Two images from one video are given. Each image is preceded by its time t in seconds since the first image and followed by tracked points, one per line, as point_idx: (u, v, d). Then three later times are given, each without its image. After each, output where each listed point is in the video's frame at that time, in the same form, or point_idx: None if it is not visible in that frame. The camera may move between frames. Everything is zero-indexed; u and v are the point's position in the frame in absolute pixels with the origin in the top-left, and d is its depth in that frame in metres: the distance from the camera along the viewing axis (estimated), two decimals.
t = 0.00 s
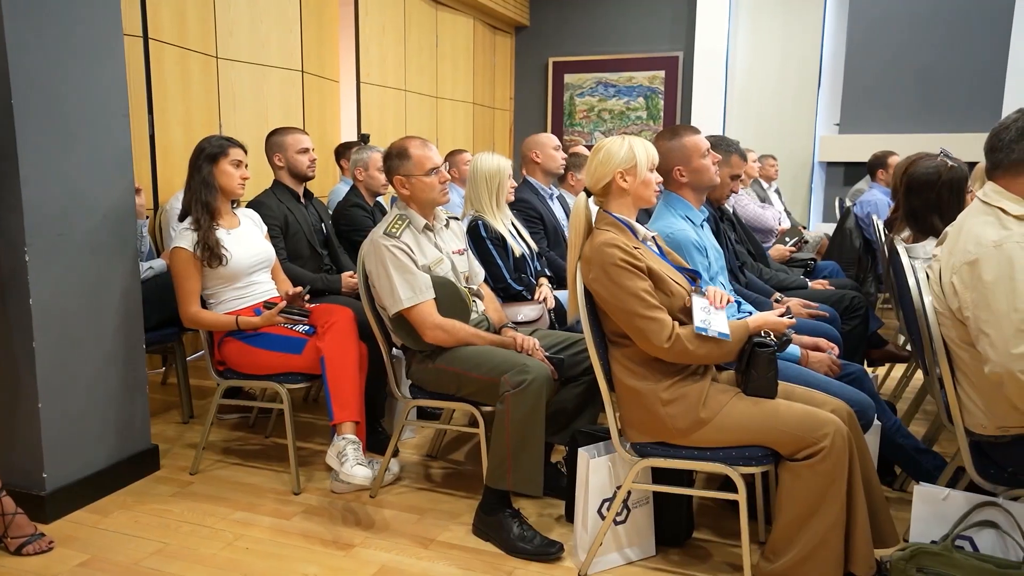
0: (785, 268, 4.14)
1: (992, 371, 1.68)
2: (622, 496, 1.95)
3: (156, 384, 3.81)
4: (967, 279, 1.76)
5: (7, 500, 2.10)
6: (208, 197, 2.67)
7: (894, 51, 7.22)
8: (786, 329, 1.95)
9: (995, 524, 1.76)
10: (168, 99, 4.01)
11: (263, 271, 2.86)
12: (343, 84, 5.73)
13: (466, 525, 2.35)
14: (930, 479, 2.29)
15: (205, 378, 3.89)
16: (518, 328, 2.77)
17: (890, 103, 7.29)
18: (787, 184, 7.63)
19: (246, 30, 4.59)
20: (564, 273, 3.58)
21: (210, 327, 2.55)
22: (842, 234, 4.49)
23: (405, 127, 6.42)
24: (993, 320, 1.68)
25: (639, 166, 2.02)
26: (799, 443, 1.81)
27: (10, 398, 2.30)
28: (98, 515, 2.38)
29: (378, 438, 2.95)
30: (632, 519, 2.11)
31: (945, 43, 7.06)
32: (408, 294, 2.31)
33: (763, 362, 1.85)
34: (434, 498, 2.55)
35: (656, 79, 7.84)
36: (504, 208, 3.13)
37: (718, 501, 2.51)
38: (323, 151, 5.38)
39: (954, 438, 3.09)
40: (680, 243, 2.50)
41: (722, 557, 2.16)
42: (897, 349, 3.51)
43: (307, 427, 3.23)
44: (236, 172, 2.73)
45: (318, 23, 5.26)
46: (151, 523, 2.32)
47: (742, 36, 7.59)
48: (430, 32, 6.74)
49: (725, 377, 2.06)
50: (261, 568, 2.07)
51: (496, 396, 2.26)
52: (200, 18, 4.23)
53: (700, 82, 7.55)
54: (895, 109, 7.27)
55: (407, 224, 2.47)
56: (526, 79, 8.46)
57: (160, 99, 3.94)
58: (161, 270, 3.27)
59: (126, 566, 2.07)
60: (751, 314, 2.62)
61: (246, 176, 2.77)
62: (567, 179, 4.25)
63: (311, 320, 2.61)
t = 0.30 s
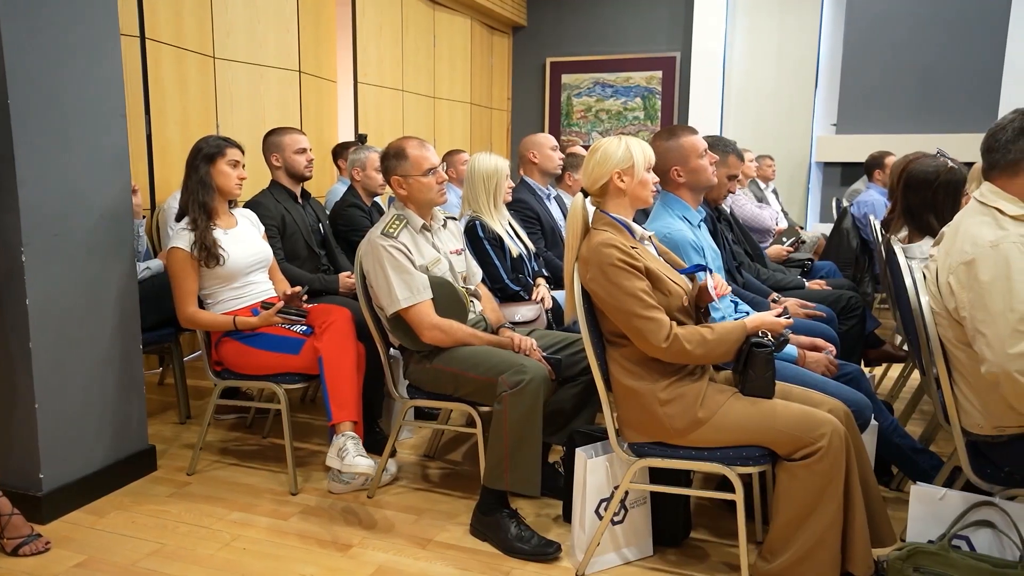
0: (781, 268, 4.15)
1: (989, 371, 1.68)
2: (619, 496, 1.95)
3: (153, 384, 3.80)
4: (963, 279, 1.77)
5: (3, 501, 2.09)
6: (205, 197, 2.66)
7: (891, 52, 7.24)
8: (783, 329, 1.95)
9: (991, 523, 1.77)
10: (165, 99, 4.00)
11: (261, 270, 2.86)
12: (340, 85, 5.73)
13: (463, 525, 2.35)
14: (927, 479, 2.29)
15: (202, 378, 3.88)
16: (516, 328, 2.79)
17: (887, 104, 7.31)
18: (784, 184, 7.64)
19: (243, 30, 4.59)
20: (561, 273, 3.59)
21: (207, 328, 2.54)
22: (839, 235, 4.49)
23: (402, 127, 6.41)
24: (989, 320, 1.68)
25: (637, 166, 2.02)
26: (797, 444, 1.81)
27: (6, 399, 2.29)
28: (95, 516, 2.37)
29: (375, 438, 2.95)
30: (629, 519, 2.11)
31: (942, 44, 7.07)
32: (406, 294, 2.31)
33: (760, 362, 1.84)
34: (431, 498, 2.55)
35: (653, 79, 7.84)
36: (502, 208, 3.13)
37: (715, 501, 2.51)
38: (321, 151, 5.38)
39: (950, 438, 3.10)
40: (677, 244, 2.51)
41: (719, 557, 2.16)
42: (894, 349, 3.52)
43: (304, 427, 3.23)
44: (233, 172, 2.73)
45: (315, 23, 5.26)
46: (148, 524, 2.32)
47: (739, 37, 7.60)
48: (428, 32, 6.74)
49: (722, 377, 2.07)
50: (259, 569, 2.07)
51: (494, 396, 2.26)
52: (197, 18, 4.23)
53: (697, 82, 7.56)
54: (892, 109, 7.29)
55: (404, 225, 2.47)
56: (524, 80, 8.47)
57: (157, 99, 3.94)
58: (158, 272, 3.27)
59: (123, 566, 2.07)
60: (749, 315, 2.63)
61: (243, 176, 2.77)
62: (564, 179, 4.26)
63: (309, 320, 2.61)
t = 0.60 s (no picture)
0: (779, 268, 4.15)
1: (986, 371, 1.69)
2: (617, 496, 1.95)
3: (150, 384, 3.80)
4: (960, 279, 1.77)
5: None
6: (202, 197, 2.66)
7: (888, 52, 7.26)
8: (781, 329, 1.95)
9: (988, 522, 1.77)
10: (162, 99, 3.99)
11: (258, 270, 2.85)
12: (338, 85, 5.73)
13: (461, 525, 2.35)
14: (923, 478, 2.30)
15: (199, 378, 3.88)
16: (513, 328, 2.78)
17: (884, 104, 7.32)
18: (782, 184, 7.65)
19: (240, 30, 4.58)
20: (559, 273, 3.59)
21: (204, 328, 2.54)
22: (836, 235, 4.50)
23: (400, 127, 6.41)
24: (985, 320, 1.69)
25: (634, 166, 2.02)
26: (795, 443, 1.81)
27: (3, 400, 2.29)
28: (92, 516, 2.37)
29: (373, 439, 2.95)
30: (626, 519, 2.12)
31: (938, 45, 7.09)
32: (403, 294, 2.31)
33: (758, 362, 1.85)
34: (429, 498, 2.55)
35: (651, 79, 7.85)
36: (499, 208, 3.13)
37: (712, 500, 2.51)
38: (318, 151, 5.37)
39: (947, 437, 3.10)
40: (674, 243, 2.51)
41: (717, 557, 2.16)
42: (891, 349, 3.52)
43: (302, 427, 3.22)
44: (231, 172, 2.72)
45: (312, 23, 5.25)
46: (145, 525, 2.31)
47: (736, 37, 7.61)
48: (425, 32, 6.74)
49: (719, 377, 2.07)
50: (256, 569, 2.06)
51: (491, 396, 2.26)
52: (194, 17, 4.22)
53: (694, 82, 7.56)
54: (889, 109, 7.30)
55: (402, 224, 2.47)
56: (521, 80, 8.47)
57: (153, 99, 3.93)
58: (155, 272, 3.23)
59: (120, 567, 2.06)
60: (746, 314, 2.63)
61: (240, 177, 2.76)
62: (562, 179, 4.26)
63: (306, 320, 2.60)
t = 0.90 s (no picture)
0: (776, 267, 4.15)
1: (982, 370, 1.69)
2: (614, 496, 1.95)
3: (147, 385, 3.79)
4: (955, 278, 1.77)
5: None
6: (198, 197, 2.66)
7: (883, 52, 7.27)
8: (777, 329, 1.96)
9: (984, 521, 1.77)
10: (158, 99, 3.98)
11: (254, 271, 2.85)
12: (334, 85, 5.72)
13: (458, 525, 2.35)
14: (920, 477, 2.30)
15: (196, 379, 3.87)
16: (510, 328, 2.77)
17: (879, 104, 7.33)
18: (779, 184, 7.66)
19: (237, 30, 4.57)
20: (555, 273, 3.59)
21: (201, 328, 2.54)
22: (832, 234, 4.50)
23: (396, 128, 6.41)
24: (982, 319, 1.69)
25: (631, 166, 2.03)
26: (791, 442, 1.82)
27: None
28: (88, 517, 2.36)
29: (370, 438, 2.95)
30: (624, 519, 2.12)
31: (934, 44, 7.10)
32: (400, 294, 2.31)
33: (754, 362, 1.85)
34: (426, 498, 2.55)
35: (648, 79, 7.85)
36: (496, 209, 3.13)
37: (709, 500, 2.52)
38: (315, 151, 5.36)
39: (943, 436, 3.11)
40: (671, 243, 2.51)
41: (714, 556, 2.17)
42: (887, 348, 3.53)
43: (299, 427, 3.22)
44: (227, 172, 2.72)
45: (309, 23, 5.24)
46: (142, 525, 2.31)
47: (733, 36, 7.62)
48: (422, 32, 6.73)
49: (716, 377, 2.07)
50: (253, 570, 2.06)
51: (488, 396, 2.26)
52: (190, 17, 4.21)
53: (691, 82, 7.57)
54: (885, 110, 7.32)
55: (398, 225, 2.47)
56: (518, 80, 8.47)
57: (149, 99, 3.92)
58: (151, 272, 3.21)
59: (116, 568, 2.06)
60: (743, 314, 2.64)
61: (237, 177, 2.76)
62: (559, 179, 4.25)
63: (303, 320, 2.59)
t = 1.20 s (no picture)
0: (772, 267, 4.16)
1: (977, 370, 1.69)
2: (611, 496, 1.95)
3: (143, 386, 3.78)
4: (951, 277, 1.77)
5: None
6: (196, 199, 2.65)
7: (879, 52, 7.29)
8: (772, 328, 1.94)
9: (979, 520, 1.78)
10: (154, 99, 3.97)
11: (251, 271, 2.85)
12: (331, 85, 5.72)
13: (455, 525, 2.35)
14: (916, 477, 2.30)
15: (192, 379, 3.86)
16: (507, 328, 2.78)
17: (875, 104, 7.35)
18: (775, 183, 7.66)
19: (233, 30, 4.57)
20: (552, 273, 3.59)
21: (197, 328, 2.53)
22: (829, 234, 4.50)
23: (393, 128, 6.41)
24: (977, 318, 1.69)
25: (628, 166, 2.03)
26: (787, 441, 1.82)
27: None
28: (84, 518, 2.36)
29: (368, 439, 2.95)
30: (621, 518, 2.12)
31: (929, 44, 7.12)
32: (397, 294, 2.31)
33: (750, 361, 1.85)
34: (423, 498, 2.55)
35: (644, 79, 7.86)
36: (493, 208, 3.13)
37: (706, 499, 2.52)
38: (311, 151, 5.36)
39: (939, 436, 3.12)
40: (668, 243, 2.51)
41: (711, 556, 2.17)
42: (884, 348, 3.54)
43: (295, 428, 3.22)
44: (225, 176, 2.73)
45: (305, 23, 5.24)
46: (138, 526, 2.31)
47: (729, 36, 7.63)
48: (419, 32, 6.73)
49: (713, 376, 2.07)
50: (250, 570, 2.06)
51: (485, 396, 2.26)
52: (186, 17, 4.21)
53: (687, 82, 7.58)
54: (881, 111, 7.33)
55: (395, 224, 2.47)
56: (515, 80, 8.47)
57: (145, 99, 3.91)
58: (147, 272, 3.19)
59: (112, 569, 2.05)
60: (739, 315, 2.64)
61: (234, 181, 2.76)
62: (556, 179, 4.26)
63: (299, 320, 2.59)
